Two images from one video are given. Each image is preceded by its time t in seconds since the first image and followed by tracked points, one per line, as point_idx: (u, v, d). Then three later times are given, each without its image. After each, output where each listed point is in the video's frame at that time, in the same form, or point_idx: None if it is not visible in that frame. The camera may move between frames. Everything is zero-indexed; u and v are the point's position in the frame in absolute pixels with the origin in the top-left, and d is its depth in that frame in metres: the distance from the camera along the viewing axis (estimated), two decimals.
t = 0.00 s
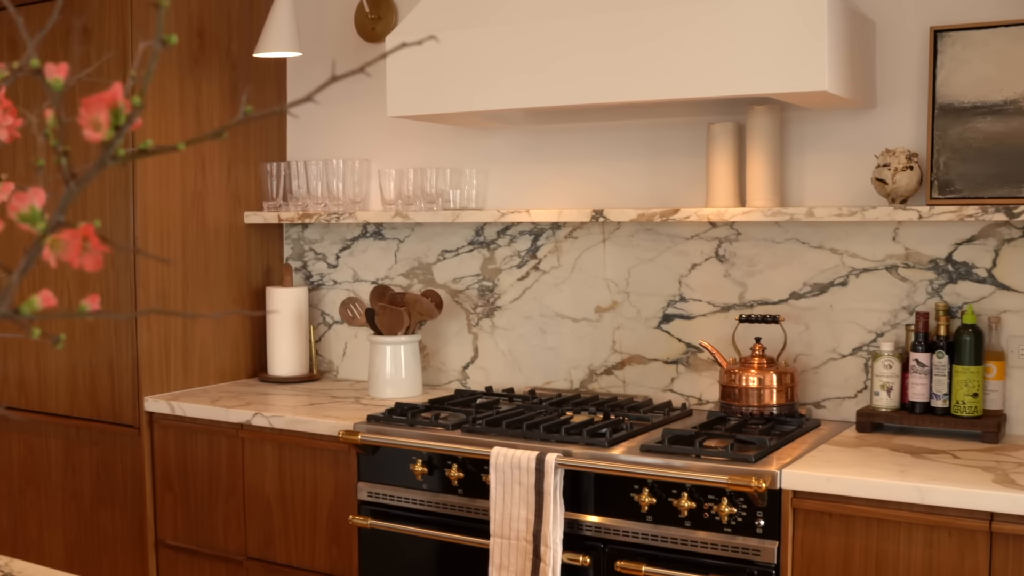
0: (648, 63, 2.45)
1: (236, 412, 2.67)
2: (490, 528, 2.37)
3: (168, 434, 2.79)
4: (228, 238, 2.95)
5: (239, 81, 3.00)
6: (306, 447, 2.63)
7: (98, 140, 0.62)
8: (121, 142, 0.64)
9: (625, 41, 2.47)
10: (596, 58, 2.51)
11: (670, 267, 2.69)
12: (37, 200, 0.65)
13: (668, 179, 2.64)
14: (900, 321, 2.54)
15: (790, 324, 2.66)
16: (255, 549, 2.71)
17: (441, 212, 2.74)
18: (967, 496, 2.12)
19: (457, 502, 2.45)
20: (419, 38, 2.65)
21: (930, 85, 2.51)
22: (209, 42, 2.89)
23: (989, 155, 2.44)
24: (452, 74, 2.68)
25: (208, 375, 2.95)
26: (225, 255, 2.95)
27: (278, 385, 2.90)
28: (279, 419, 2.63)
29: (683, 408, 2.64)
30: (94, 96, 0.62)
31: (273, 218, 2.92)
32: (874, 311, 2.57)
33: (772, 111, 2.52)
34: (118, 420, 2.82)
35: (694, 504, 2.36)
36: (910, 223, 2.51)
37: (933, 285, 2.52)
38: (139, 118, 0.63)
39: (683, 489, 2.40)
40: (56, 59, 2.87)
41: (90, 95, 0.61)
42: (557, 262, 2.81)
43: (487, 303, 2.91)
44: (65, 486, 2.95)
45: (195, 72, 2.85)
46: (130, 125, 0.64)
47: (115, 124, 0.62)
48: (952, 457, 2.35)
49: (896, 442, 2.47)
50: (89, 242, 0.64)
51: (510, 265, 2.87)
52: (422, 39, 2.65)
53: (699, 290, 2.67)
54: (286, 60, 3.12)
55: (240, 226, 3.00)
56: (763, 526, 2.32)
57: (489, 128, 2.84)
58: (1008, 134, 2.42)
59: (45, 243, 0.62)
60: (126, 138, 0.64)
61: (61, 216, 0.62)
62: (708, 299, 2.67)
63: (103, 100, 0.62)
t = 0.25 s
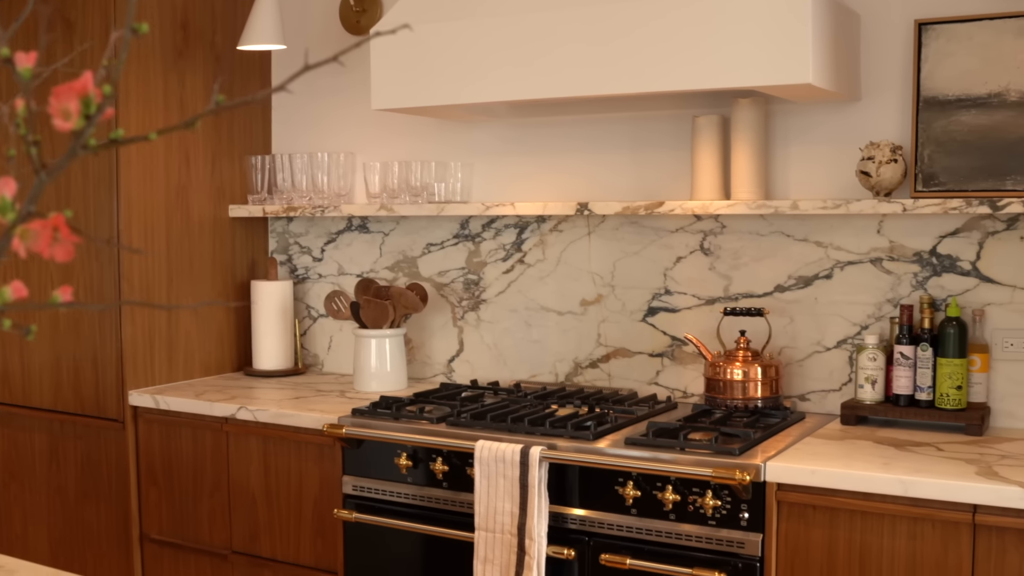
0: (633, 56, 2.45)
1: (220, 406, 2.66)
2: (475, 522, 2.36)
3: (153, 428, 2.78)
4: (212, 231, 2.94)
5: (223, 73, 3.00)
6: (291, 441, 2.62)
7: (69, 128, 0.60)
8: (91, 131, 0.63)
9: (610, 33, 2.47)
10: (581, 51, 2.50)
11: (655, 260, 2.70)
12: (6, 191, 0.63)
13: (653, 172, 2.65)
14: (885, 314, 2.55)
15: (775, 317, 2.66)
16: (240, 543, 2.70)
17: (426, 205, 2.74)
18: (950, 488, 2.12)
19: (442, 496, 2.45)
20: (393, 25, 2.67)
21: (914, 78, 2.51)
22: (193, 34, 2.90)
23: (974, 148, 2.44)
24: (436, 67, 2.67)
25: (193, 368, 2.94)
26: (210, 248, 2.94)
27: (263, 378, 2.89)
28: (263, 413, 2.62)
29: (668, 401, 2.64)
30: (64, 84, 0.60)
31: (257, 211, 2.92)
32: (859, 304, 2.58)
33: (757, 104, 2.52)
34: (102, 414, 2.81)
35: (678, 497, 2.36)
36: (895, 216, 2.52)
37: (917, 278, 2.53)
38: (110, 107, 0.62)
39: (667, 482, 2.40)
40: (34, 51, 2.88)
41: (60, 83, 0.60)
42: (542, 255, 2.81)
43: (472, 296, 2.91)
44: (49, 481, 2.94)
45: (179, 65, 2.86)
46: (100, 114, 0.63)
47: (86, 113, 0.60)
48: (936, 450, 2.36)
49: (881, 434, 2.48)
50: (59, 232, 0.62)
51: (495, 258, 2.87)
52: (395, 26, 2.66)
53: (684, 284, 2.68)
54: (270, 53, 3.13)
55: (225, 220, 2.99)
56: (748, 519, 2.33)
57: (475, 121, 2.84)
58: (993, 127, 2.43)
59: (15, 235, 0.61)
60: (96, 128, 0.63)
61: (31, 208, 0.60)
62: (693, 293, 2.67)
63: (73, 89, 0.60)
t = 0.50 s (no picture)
0: (619, 49, 2.45)
1: (206, 401, 2.65)
2: (460, 516, 2.36)
3: (138, 423, 2.77)
4: (198, 226, 2.93)
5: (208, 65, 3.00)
6: (277, 436, 2.61)
7: (37, 122, 0.55)
8: (64, 123, 0.59)
9: (596, 26, 2.46)
10: (566, 44, 2.50)
11: (641, 254, 2.70)
12: None
13: (639, 166, 2.65)
14: (870, 308, 2.55)
15: (760, 311, 2.66)
16: (226, 538, 2.70)
17: (412, 199, 2.73)
18: (934, 481, 2.13)
19: (428, 490, 2.44)
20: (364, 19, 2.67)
21: (899, 72, 2.51)
22: (178, 27, 2.90)
23: (959, 142, 2.45)
24: (422, 61, 2.66)
25: (179, 363, 2.93)
26: (195, 243, 2.94)
27: (249, 373, 2.89)
28: (249, 407, 2.61)
29: (654, 395, 2.64)
30: (32, 75, 0.55)
31: (243, 205, 2.91)
32: (844, 298, 2.58)
33: (743, 98, 2.52)
34: (87, 410, 2.80)
35: (663, 491, 2.36)
36: (880, 210, 2.52)
37: (903, 272, 2.53)
38: (83, 99, 0.57)
39: (652, 476, 2.39)
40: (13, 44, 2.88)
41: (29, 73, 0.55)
42: (528, 249, 2.81)
43: (458, 291, 2.91)
44: (34, 476, 2.94)
45: (164, 58, 2.86)
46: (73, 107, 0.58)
47: (57, 106, 0.55)
48: (921, 443, 2.36)
49: (866, 428, 2.48)
50: (29, 226, 0.58)
51: (481, 253, 2.87)
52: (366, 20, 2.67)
53: (670, 278, 2.68)
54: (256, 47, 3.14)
55: (210, 214, 2.98)
56: (733, 513, 2.32)
57: (461, 115, 2.84)
58: (978, 121, 2.43)
59: None
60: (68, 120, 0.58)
61: None
62: (679, 287, 2.68)
63: (42, 79, 0.56)
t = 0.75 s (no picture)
0: (606, 43, 2.44)
1: (192, 397, 2.64)
2: (446, 512, 2.36)
3: (125, 419, 2.77)
4: (184, 221, 2.92)
5: (194, 60, 2.98)
6: (263, 432, 2.61)
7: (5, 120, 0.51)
8: (33, 121, 0.55)
9: (582, 21, 2.46)
10: (553, 39, 2.49)
11: (628, 249, 2.70)
12: None
13: (625, 161, 2.64)
14: (856, 303, 2.55)
15: (747, 306, 2.66)
16: (212, 534, 2.69)
17: (399, 194, 2.73)
18: (919, 476, 2.13)
19: (414, 486, 2.44)
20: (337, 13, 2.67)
21: (885, 67, 2.51)
22: (164, 21, 2.88)
23: (945, 137, 2.45)
24: (408, 56, 2.65)
25: (165, 359, 2.93)
26: (181, 239, 2.93)
27: (236, 368, 2.88)
28: (235, 403, 2.60)
29: (640, 390, 2.64)
30: None
31: (230, 200, 2.90)
32: (830, 293, 2.58)
33: (729, 92, 2.51)
34: (73, 406, 2.80)
35: (649, 486, 2.36)
36: (867, 205, 2.52)
37: (889, 267, 2.54)
38: (52, 95, 0.54)
39: (638, 472, 2.39)
40: None
41: None
42: (515, 244, 2.81)
43: (445, 286, 2.91)
44: (21, 472, 2.93)
45: (149, 52, 2.84)
46: (43, 103, 0.55)
47: (24, 102, 0.52)
48: (906, 438, 2.36)
49: (851, 423, 2.48)
50: None
51: (468, 248, 2.87)
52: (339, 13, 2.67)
53: (657, 273, 2.68)
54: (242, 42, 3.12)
55: (196, 209, 2.97)
56: (719, 508, 2.32)
57: (448, 110, 2.83)
58: (964, 116, 2.44)
59: None
60: (36, 116, 0.55)
61: None
62: (666, 282, 2.68)
63: (8, 76, 0.52)
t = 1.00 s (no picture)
0: (593, 39, 2.43)
1: (178, 393, 2.63)
2: (433, 508, 2.35)
3: (111, 416, 2.76)
4: (170, 216, 2.91)
5: (180, 55, 2.97)
6: (250, 428, 2.60)
7: None
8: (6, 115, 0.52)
9: (570, 16, 2.45)
10: (541, 35, 2.49)
11: (615, 244, 2.70)
12: None
13: (613, 157, 2.65)
14: (843, 298, 2.56)
15: (734, 302, 2.67)
16: (199, 531, 2.68)
17: (386, 190, 2.73)
18: (905, 471, 2.13)
19: (401, 482, 2.43)
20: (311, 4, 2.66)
21: (872, 62, 2.51)
22: (150, 16, 2.87)
23: (931, 133, 2.46)
24: (396, 51, 2.65)
25: (152, 355, 2.92)
26: (168, 235, 2.92)
27: (223, 365, 2.88)
28: (221, 399, 2.59)
29: (627, 385, 2.64)
30: None
31: (216, 196, 2.90)
32: (817, 288, 2.59)
33: (716, 88, 2.51)
34: (60, 402, 2.79)
35: (636, 482, 2.36)
36: (853, 200, 2.53)
37: (875, 262, 2.54)
38: (27, 90, 0.50)
39: (625, 467, 2.39)
40: None
41: None
42: (502, 240, 2.81)
43: (433, 281, 2.90)
44: (7, 469, 2.93)
45: (136, 47, 2.83)
46: (16, 98, 0.51)
47: None
48: (892, 433, 2.37)
49: (838, 418, 2.49)
50: None
51: (455, 243, 2.86)
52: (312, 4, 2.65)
53: (644, 269, 2.68)
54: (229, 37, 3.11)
55: (183, 205, 2.96)
56: (705, 503, 2.32)
57: (435, 105, 2.83)
58: (950, 112, 2.44)
59: None
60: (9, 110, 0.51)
61: None
62: (653, 277, 2.68)
63: None
